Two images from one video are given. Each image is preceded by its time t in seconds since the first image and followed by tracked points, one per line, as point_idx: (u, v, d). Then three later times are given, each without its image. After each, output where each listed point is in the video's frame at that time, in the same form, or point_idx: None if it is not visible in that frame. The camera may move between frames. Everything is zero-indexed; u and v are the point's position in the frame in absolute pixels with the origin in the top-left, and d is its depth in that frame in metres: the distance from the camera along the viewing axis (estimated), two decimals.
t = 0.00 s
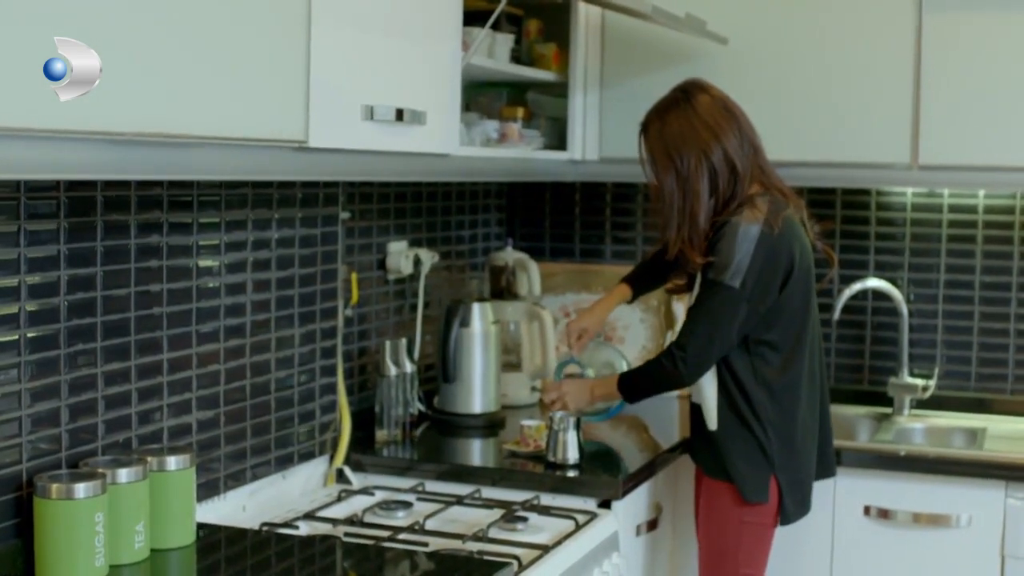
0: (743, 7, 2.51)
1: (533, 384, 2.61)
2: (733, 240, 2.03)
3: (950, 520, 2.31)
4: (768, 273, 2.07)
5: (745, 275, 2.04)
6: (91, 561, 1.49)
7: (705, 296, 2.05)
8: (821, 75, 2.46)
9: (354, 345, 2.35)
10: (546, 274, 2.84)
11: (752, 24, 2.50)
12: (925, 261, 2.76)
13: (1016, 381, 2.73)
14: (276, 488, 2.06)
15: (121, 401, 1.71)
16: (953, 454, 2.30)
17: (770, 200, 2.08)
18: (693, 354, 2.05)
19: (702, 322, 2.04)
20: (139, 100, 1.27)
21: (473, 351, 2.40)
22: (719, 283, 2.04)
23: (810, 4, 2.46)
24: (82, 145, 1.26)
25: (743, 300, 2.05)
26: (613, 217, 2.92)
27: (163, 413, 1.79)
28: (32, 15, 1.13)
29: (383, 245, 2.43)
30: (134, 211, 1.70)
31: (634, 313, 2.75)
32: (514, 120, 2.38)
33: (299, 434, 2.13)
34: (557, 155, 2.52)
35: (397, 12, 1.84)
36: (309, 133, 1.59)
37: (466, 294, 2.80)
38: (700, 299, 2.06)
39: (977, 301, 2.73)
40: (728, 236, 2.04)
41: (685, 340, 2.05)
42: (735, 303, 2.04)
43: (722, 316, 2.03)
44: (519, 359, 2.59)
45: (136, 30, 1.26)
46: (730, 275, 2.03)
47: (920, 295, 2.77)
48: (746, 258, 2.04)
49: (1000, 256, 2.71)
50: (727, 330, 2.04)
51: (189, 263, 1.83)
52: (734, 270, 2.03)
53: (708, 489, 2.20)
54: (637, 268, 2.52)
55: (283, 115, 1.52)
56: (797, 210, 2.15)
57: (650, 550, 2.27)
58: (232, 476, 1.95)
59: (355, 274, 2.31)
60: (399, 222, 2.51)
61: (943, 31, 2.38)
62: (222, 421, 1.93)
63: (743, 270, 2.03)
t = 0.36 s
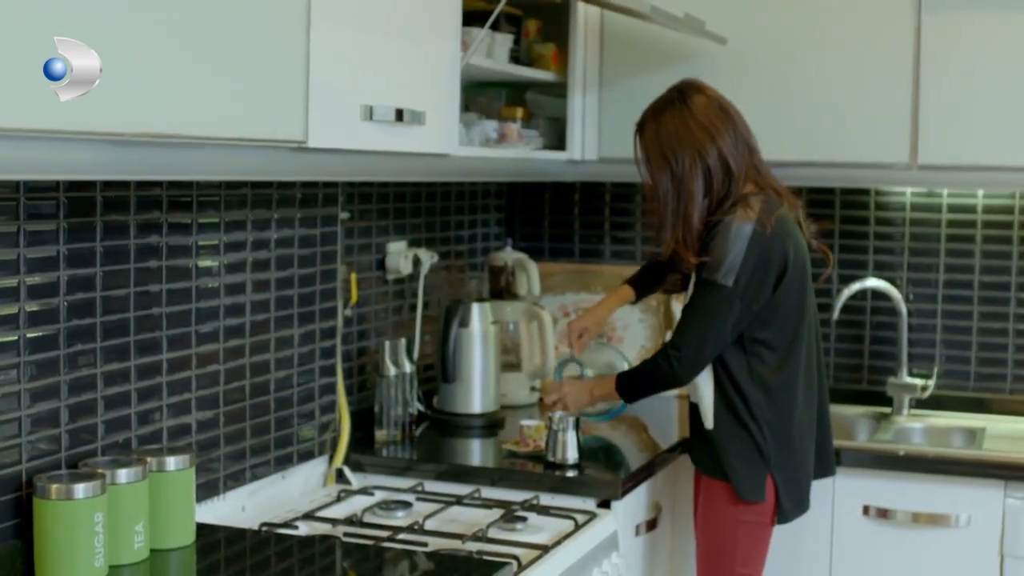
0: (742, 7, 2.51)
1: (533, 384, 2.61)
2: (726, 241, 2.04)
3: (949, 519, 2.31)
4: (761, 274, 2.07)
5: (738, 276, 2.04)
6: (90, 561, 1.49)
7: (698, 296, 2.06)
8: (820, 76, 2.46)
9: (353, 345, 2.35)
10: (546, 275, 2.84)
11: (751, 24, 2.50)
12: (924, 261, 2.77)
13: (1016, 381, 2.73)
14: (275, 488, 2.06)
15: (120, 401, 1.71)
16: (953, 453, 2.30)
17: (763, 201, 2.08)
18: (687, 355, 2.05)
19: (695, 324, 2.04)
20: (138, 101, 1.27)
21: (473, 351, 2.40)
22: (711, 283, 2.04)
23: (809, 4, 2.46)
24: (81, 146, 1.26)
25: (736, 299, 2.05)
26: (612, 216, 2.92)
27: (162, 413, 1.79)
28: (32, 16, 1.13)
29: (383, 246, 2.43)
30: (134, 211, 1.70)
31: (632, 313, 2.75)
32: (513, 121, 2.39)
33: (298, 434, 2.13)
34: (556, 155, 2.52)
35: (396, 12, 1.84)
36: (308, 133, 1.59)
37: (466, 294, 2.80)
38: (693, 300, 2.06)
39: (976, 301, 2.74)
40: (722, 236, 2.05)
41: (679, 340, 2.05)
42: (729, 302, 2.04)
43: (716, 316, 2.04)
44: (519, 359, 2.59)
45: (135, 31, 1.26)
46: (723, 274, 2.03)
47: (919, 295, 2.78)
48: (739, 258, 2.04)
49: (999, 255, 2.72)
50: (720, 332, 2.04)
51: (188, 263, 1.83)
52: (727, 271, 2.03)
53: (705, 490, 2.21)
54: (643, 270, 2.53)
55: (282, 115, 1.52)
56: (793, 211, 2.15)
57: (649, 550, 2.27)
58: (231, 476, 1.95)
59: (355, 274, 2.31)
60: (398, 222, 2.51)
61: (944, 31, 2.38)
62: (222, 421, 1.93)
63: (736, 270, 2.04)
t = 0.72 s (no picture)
0: (736, 7, 2.51)
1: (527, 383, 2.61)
2: (722, 234, 2.05)
3: (942, 518, 2.31)
4: (756, 269, 2.07)
5: (732, 270, 2.05)
6: (84, 562, 1.48)
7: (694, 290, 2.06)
8: (814, 75, 2.46)
9: (347, 345, 2.34)
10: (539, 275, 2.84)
11: (744, 24, 2.50)
12: (918, 261, 2.77)
13: (1009, 380, 2.73)
14: (269, 488, 2.06)
15: (113, 401, 1.70)
16: (946, 452, 2.30)
17: (760, 196, 2.08)
18: (680, 348, 2.06)
19: (689, 318, 2.05)
20: (133, 101, 1.27)
21: (467, 350, 2.40)
22: (706, 277, 2.05)
23: (802, 4, 2.46)
24: (75, 146, 1.26)
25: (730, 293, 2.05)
26: (607, 216, 2.91)
27: (156, 413, 1.79)
28: (26, 16, 1.13)
29: (377, 245, 2.43)
30: (127, 211, 1.70)
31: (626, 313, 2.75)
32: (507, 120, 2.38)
33: (292, 434, 2.13)
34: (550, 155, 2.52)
35: (390, 11, 1.84)
36: (301, 132, 1.59)
37: (460, 294, 2.79)
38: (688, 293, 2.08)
39: (970, 301, 2.74)
40: (720, 230, 2.05)
41: (673, 335, 2.06)
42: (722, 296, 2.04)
43: (710, 311, 2.04)
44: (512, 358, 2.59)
45: (129, 30, 1.26)
46: (717, 268, 2.04)
47: (913, 295, 2.78)
48: (734, 253, 2.05)
49: (993, 255, 2.72)
50: (714, 327, 2.05)
51: (182, 263, 1.82)
52: (722, 265, 2.04)
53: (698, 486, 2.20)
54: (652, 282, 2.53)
55: (275, 114, 1.52)
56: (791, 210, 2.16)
57: (643, 551, 2.27)
58: (225, 476, 1.95)
59: (349, 274, 2.31)
60: (392, 222, 2.50)
61: (939, 30, 2.38)
62: (215, 421, 1.93)
63: (730, 264, 2.05)
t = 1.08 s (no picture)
0: (728, 6, 2.50)
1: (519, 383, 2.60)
2: (752, 229, 2.03)
3: (935, 518, 2.31)
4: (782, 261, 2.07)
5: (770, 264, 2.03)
6: (75, 564, 1.48)
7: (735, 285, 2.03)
8: (807, 75, 2.46)
9: (340, 345, 2.34)
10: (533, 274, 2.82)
11: (737, 24, 2.50)
12: (911, 260, 2.77)
13: (1002, 379, 2.73)
14: (261, 489, 2.05)
15: (104, 402, 1.70)
16: (939, 452, 2.30)
17: (771, 193, 2.09)
18: (743, 345, 2.00)
19: (742, 316, 2.01)
20: (126, 101, 1.27)
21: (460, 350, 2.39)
22: (747, 272, 2.02)
23: (795, 3, 2.46)
24: (65, 146, 1.25)
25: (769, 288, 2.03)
26: (599, 216, 2.91)
27: (147, 414, 1.78)
28: (16, 16, 1.12)
29: (369, 245, 2.43)
30: (118, 211, 1.70)
31: (618, 313, 2.74)
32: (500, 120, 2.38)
33: (284, 435, 2.12)
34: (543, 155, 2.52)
35: (382, 10, 1.84)
36: (293, 132, 1.59)
37: (452, 293, 2.79)
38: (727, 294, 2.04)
39: (963, 300, 2.74)
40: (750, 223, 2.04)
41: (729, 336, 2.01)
42: (764, 291, 2.02)
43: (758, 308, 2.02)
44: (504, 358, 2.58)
45: (120, 30, 1.25)
46: (756, 262, 2.02)
47: (905, 294, 2.78)
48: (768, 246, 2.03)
49: (985, 254, 2.72)
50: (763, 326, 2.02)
51: (173, 263, 1.82)
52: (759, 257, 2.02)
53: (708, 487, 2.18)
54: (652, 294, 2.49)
55: (266, 114, 1.52)
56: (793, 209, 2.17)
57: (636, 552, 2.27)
58: (217, 477, 1.94)
59: (341, 274, 2.31)
60: (384, 221, 2.50)
61: (933, 29, 2.38)
62: (207, 422, 1.92)
63: (768, 258, 2.03)
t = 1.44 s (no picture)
0: (721, 4, 2.50)
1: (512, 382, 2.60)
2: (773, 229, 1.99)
3: (929, 517, 2.31)
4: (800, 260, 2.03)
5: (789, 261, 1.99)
6: (64, 567, 1.47)
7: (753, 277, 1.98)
8: (800, 73, 2.45)
9: (332, 344, 2.33)
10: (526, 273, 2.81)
11: (730, 22, 2.49)
12: (906, 258, 2.76)
13: (996, 377, 2.73)
14: (252, 489, 2.04)
15: (94, 403, 1.69)
16: (933, 451, 2.29)
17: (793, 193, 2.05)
18: (751, 335, 1.93)
19: (751, 305, 1.95)
20: (114, 99, 1.26)
21: (452, 351, 2.37)
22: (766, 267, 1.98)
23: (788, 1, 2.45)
24: (53, 146, 1.24)
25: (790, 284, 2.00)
26: (593, 214, 2.90)
27: (138, 414, 1.77)
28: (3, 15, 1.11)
29: (361, 244, 2.42)
30: (108, 210, 1.69)
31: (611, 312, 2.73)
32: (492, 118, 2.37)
33: (276, 435, 2.11)
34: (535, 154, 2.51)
35: (373, 8, 1.82)
36: (283, 131, 1.58)
37: (445, 292, 2.78)
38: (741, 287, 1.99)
39: (956, 298, 2.73)
40: (771, 222, 2.01)
41: (733, 323, 1.94)
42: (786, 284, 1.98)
43: (772, 298, 1.96)
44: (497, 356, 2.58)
45: (109, 29, 1.24)
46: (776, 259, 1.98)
47: (900, 292, 2.77)
48: (788, 242, 2.00)
49: (979, 253, 2.71)
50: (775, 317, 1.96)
51: (163, 263, 1.81)
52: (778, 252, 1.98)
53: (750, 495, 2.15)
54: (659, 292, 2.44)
55: (256, 113, 1.51)
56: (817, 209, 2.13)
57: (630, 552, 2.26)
58: (208, 477, 1.93)
59: (333, 273, 2.30)
60: (377, 220, 2.49)
61: (926, 27, 2.37)
62: (198, 422, 1.91)
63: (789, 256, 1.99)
